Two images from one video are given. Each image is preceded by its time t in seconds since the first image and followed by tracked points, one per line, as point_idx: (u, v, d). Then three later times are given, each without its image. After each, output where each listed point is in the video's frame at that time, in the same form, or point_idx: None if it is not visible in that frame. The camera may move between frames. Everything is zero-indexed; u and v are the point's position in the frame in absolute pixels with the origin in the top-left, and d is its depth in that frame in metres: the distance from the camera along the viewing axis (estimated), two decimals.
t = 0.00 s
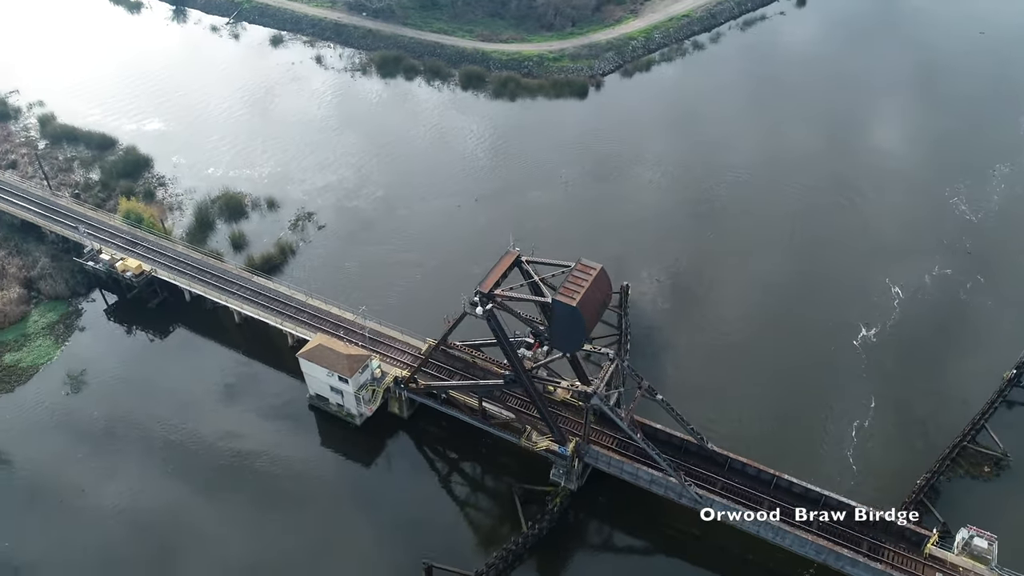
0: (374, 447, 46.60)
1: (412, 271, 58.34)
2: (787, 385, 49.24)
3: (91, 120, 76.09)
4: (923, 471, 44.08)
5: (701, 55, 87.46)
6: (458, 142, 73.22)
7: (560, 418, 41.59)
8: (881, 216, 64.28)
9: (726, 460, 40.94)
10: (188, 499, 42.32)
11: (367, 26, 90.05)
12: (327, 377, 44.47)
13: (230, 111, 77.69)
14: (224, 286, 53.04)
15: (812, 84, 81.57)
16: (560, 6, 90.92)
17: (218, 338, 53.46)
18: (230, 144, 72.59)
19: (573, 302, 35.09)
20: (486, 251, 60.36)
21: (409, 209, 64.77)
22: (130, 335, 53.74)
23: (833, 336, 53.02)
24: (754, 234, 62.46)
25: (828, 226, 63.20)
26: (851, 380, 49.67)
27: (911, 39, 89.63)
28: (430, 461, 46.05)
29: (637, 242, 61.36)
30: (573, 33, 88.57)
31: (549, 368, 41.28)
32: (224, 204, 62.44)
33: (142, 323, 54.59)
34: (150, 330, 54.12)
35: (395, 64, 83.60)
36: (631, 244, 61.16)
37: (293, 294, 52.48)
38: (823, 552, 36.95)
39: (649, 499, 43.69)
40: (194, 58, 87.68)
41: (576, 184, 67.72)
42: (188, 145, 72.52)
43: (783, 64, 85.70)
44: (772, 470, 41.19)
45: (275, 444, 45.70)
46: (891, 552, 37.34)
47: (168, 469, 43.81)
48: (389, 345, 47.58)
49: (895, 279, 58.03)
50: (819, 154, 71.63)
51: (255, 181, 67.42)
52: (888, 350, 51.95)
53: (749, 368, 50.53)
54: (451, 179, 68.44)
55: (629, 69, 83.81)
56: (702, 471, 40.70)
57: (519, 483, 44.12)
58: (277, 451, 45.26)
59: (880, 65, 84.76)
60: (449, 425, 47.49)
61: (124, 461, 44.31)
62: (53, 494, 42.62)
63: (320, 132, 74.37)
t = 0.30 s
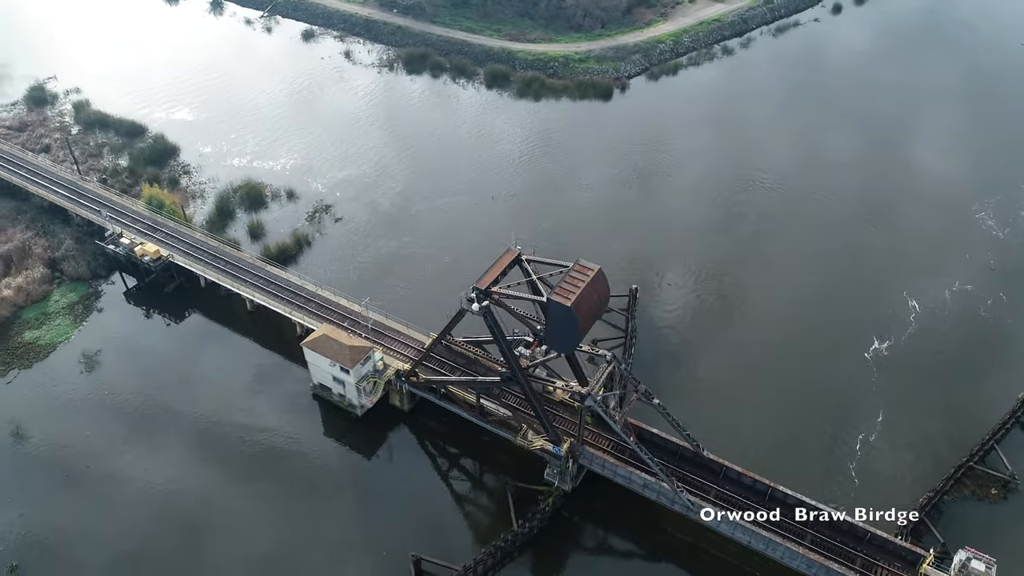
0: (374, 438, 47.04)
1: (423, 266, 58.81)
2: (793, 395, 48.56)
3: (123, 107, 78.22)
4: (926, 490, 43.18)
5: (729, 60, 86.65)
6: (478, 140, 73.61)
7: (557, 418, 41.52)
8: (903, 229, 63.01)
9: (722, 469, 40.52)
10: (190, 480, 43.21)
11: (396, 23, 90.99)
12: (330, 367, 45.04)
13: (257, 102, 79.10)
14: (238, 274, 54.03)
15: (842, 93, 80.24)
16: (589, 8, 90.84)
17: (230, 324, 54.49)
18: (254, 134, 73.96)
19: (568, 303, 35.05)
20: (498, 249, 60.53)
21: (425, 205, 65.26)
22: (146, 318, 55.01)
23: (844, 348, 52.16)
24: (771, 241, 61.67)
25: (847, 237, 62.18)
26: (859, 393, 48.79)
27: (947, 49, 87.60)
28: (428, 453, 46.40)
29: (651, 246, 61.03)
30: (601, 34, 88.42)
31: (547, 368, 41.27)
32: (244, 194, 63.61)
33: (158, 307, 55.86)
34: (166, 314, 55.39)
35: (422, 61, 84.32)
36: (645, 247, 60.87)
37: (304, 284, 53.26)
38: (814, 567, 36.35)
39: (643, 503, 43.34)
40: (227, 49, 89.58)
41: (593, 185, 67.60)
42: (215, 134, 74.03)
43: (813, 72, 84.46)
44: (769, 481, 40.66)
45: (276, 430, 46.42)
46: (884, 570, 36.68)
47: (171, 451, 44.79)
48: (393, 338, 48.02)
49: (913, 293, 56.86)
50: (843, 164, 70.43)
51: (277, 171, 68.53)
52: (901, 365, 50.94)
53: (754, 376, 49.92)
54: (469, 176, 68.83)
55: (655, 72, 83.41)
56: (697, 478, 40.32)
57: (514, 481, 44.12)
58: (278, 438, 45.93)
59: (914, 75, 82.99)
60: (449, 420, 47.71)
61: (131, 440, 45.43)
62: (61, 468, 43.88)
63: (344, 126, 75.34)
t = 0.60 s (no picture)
0: (373, 428, 47.59)
1: (434, 260, 59.31)
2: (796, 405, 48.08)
3: (154, 95, 80.28)
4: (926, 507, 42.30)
5: (757, 65, 85.84)
6: (499, 137, 73.98)
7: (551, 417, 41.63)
8: (923, 241, 61.89)
9: (715, 475, 40.31)
10: (191, 461, 44.33)
11: (425, 20, 91.83)
12: (332, 356, 45.70)
13: (284, 95, 80.48)
14: (251, 262, 55.09)
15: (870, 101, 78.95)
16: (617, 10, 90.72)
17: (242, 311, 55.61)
18: (279, 125, 75.27)
19: (561, 301, 35.07)
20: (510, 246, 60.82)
21: (441, 200, 65.78)
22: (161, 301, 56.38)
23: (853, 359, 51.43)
24: (786, 249, 61.00)
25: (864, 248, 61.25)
26: (864, 406, 48.08)
27: (984, 60, 85.55)
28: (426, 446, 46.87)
29: (664, 250, 60.81)
30: (628, 36, 88.23)
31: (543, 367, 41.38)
32: (264, 184, 64.79)
33: (174, 291, 57.25)
34: (181, 300, 56.58)
35: (448, 59, 84.99)
36: (657, 251, 60.68)
37: (314, 274, 54.08)
38: None
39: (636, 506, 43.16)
40: (259, 42, 91.44)
41: (610, 187, 67.57)
42: (241, 124, 75.53)
43: (842, 79, 83.27)
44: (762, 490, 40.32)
45: (279, 417, 47.31)
46: None
47: (175, 433, 45.96)
48: (397, 331, 48.59)
49: (929, 306, 55.83)
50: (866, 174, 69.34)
51: (299, 163, 69.64)
52: (910, 379, 50.08)
53: (758, 384, 49.49)
54: (487, 173, 69.24)
55: (680, 76, 82.99)
56: (689, 483, 40.13)
57: (508, 478, 44.32)
58: (279, 425, 46.81)
59: (946, 86, 81.38)
60: (448, 413, 48.06)
61: (137, 420, 46.71)
62: (69, 444, 45.28)
63: (367, 119, 76.27)
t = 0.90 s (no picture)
0: (373, 417, 48.19)
1: (444, 254, 59.80)
2: (797, 412, 47.66)
3: (183, 84, 82.13)
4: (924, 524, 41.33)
5: (783, 70, 85.00)
6: (517, 135, 74.30)
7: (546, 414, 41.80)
8: (942, 253, 60.81)
9: (706, 479, 40.14)
10: (193, 442, 45.43)
11: (452, 17, 92.65)
12: (335, 345, 46.42)
13: (310, 87, 81.75)
14: (264, 250, 56.14)
15: (898, 110, 77.62)
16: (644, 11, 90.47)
17: (254, 299, 56.75)
18: (302, 117, 76.52)
19: (554, 298, 35.16)
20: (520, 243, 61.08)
21: (455, 196, 66.29)
22: (178, 286, 57.78)
23: (859, 369, 50.75)
24: (800, 256, 60.33)
25: (879, 257, 60.36)
26: (867, 416, 47.46)
27: (1019, 71, 83.58)
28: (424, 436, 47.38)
29: (675, 253, 60.60)
30: (654, 38, 87.99)
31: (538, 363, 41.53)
32: (283, 175, 65.97)
33: (191, 278, 58.68)
34: (196, 284, 58.25)
35: (472, 56, 85.65)
36: (668, 254, 60.49)
37: (324, 264, 54.97)
38: None
39: (628, 506, 43.02)
40: (288, 36, 93.05)
41: (625, 188, 67.57)
42: (266, 115, 76.94)
43: (870, 86, 82.01)
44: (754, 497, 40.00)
45: (281, 403, 48.24)
46: None
47: (181, 414, 47.15)
48: (400, 324, 49.22)
49: (942, 319, 54.85)
50: (888, 183, 68.26)
51: (319, 155, 70.69)
52: (918, 391, 49.28)
53: (761, 390, 49.13)
54: (504, 170, 69.57)
55: (704, 79, 82.54)
56: (679, 487, 40.01)
57: (502, 473, 44.61)
58: (281, 410, 47.74)
59: (977, 97, 79.72)
60: (448, 406, 48.49)
61: (145, 400, 47.94)
62: (78, 420, 46.65)
63: (389, 114, 77.13)
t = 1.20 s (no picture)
0: (373, 406, 48.86)
1: (454, 248, 60.27)
2: (798, 419, 47.24)
3: (212, 75, 83.97)
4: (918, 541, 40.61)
5: (809, 76, 84.09)
6: (537, 133, 74.60)
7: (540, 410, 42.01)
8: (961, 265, 59.65)
9: (697, 482, 40.01)
10: (197, 422, 46.53)
11: (480, 15, 93.35)
12: (337, 334, 47.15)
13: (336, 81, 83.05)
14: (277, 239, 57.19)
15: (926, 119, 76.27)
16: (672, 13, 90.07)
17: (267, 287, 57.88)
18: (326, 110, 77.78)
19: (547, 295, 35.33)
20: (531, 241, 61.27)
21: (470, 191, 66.80)
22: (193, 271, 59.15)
23: (865, 378, 50.09)
24: (812, 263, 59.70)
25: (895, 267, 59.43)
26: (870, 426, 46.84)
27: None
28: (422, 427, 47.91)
29: (685, 256, 60.38)
30: (680, 40, 87.65)
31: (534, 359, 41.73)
32: (302, 166, 67.11)
33: (207, 264, 60.06)
34: (212, 270, 59.64)
35: (496, 55, 86.25)
36: (678, 256, 60.30)
37: (335, 255, 55.83)
38: None
39: (620, 505, 43.05)
40: (318, 30, 94.58)
41: (640, 190, 67.46)
42: (290, 107, 78.32)
43: (898, 94, 80.73)
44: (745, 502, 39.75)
45: (284, 388, 49.16)
46: None
47: (187, 394, 48.34)
48: (404, 316, 49.82)
49: (955, 331, 53.83)
50: (909, 193, 67.13)
51: (339, 148, 71.76)
52: (925, 403, 48.46)
53: (762, 395, 48.78)
54: (521, 168, 69.89)
55: (728, 83, 82.05)
56: (669, 488, 39.95)
57: (496, 466, 44.94)
58: (284, 395, 48.66)
59: (1009, 108, 77.94)
60: (447, 398, 48.96)
61: (154, 381, 49.18)
62: (89, 398, 48.05)
63: (411, 109, 78.02)
